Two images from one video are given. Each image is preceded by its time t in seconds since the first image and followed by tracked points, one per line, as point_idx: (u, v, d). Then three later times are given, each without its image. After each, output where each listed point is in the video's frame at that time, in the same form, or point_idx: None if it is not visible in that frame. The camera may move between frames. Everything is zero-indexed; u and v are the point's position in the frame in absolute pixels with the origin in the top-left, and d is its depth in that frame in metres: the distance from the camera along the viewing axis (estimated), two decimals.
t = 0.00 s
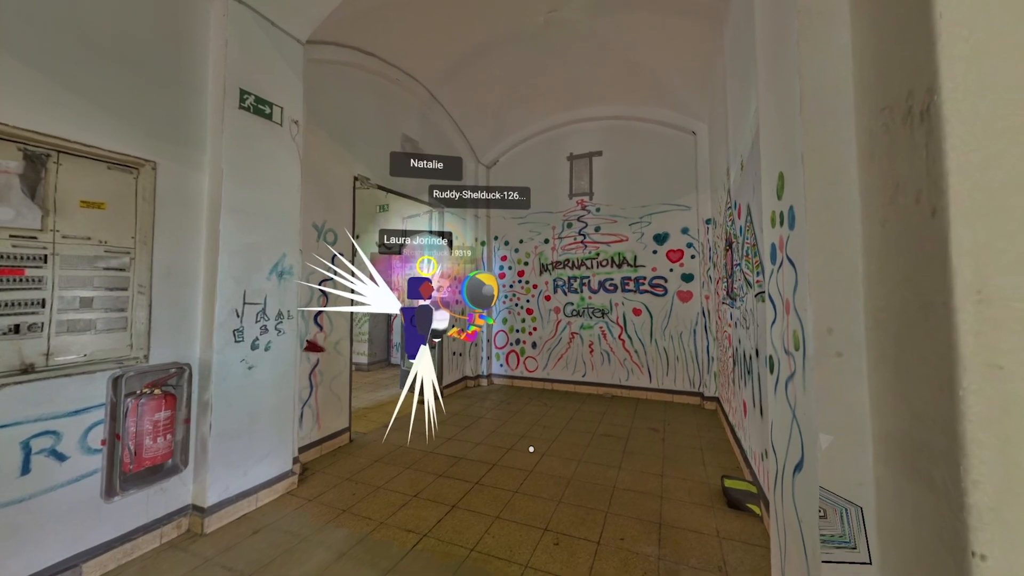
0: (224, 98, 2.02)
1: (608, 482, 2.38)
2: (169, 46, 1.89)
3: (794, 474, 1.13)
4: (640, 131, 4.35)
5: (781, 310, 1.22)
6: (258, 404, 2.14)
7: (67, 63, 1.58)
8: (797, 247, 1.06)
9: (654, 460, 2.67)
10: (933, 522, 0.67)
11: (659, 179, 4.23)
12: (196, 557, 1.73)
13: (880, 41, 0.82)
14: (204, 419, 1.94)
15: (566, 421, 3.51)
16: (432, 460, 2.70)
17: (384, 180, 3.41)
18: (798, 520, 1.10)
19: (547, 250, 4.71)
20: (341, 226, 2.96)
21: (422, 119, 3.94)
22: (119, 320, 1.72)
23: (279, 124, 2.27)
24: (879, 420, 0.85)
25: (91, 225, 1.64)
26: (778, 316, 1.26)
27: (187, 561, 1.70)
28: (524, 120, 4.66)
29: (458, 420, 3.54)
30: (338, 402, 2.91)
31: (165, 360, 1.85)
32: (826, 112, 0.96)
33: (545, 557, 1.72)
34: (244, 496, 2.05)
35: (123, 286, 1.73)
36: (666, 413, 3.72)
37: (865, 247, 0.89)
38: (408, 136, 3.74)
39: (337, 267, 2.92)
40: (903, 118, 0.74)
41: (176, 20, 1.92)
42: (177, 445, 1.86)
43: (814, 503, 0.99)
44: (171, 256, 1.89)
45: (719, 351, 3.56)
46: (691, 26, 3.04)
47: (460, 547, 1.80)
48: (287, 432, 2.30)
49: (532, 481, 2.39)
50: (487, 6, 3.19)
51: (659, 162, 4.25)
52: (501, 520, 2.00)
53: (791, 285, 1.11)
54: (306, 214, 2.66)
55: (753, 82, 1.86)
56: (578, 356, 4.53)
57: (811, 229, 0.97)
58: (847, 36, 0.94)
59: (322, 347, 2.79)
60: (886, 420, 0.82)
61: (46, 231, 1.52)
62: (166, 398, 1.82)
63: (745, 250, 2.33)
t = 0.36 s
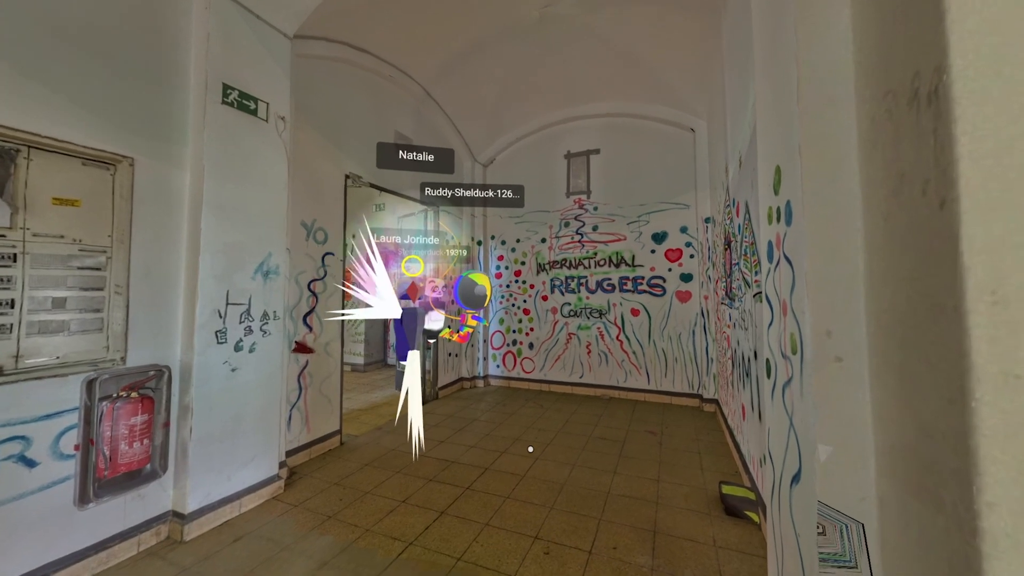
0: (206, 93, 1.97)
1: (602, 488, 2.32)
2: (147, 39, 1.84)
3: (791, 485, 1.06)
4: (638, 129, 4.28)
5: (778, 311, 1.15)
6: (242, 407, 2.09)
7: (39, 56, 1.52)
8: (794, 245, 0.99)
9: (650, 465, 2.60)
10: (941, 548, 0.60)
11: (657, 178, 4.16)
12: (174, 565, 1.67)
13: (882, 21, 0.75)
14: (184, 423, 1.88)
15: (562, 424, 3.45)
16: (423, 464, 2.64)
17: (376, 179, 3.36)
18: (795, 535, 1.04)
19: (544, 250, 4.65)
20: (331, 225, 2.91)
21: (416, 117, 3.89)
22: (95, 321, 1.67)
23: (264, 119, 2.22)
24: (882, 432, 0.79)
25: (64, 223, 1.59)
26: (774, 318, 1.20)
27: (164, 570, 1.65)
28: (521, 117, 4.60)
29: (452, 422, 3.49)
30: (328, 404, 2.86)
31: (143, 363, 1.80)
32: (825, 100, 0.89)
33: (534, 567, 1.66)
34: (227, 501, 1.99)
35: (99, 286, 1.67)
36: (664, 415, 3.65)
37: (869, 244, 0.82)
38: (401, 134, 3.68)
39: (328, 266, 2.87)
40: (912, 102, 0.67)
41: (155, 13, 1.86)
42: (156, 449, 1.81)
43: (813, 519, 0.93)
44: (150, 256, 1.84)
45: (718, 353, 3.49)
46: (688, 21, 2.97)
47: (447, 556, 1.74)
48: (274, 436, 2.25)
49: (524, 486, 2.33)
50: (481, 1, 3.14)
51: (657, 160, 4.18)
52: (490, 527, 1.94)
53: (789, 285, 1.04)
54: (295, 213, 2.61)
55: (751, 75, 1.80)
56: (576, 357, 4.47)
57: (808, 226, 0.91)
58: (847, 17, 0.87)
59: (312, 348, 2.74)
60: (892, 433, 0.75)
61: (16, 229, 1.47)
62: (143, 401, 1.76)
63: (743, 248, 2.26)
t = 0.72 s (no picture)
0: (184, 86, 1.90)
1: (594, 493, 2.26)
2: (122, 29, 1.78)
3: (786, 497, 1.00)
4: (634, 127, 4.22)
5: (773, 312, 1.09)
6: (222, 411, 2.02)
7: (4, 45, 1.46)
8: (789, 241, 0.93)
9: (645, 469, 2.54)
10: None
11: (654, 176, 4.10)
12: None
13: None
14: (160, 428, 1.82)
15: (556, 426, 3.38)
16: (412, 469, 2.57)
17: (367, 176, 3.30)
18: (790, 550, 0.98)
19: (539, 249, 4.59)
20: (320, 223, 2.85)
21: (409, 114, 3.83)
22: (65, 323, 1.60)
23: (247, 115, 2.15)
24: (883, 443, 0.73)
25: (32, 220, 1.53)
26: (768, 319, 1.14)
27: None
28: (516, 115, 4.53)
29: (444, 425, 3.43)
30: (316, 407, 2.80)
31: (117, 365, 1.74)
32: (821, 87, 0.83)
33: None
34: (206, 508, 1.93)
35: (69, 286, 1.61)
36: (660, 417, 3.59)
37: (870, 240, 0.76)
38: (394, 131, 3.62)
39: (316, 266, 2.80)
40: (917, 83, 0.61)
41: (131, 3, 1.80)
42: (130, 455, 1.74)
43: (809, 535, 0.87)
44: (124, 255, 1.78)
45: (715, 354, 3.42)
46: (685, 15, 2.91)
47: (431, 566, 1.67)
48: (256, 440, 2.19)
49: (514, 492, 2.26)
50: None
51: (654, 158, 4.12)
52: (478, 535, 1.87)
53: (783, 284, 0.98)
54: (281, 210, 2.54)
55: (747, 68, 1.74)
56: (571, 358, 4.41)
57: (804, 220, 0.85)
58: None
59: (299, 349, 2.67)
60: (895, 445, 0.69)
61: None
62: (115, 405, 1.70)
63: (740, 247, 2.20)
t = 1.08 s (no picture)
0: (165, 78, 1.82)
1: (593, 500, 2.18)
2: (100, 17, 1.70)
3: (799, 513, 0.93)
4: (633, 124, 4.16)
5: (783, 313, 1.02)
6: (207, 416, 1.95)
7: None
8: (804, 237, 0.86)
9: (645, 474, 2.47)
10: None
11: (653, 174, 4.04)
12: None
13: None
14: (139, 434, 1.74)
15: (554, 429, 3.31)
16: (405, 474, 2.50)
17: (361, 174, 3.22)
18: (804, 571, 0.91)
19: (537, 249, 4.51)
20: (311, 221, 2.77)
21: (404, 110, 3.75)
22: (38, 325, 1.51)
23: (233, 108, 2.08)
24: (914, 460, 0.66)
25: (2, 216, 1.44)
26: (778, 321, 1.07)
27: None
28: (513, 112, 4.46)
29: (440, 428, 3.35)
30: (307, 410, 2.72)
31: (93, 369, 1.65)
32: (842, 71, 0.77)
33: None
34: (189, 517, 1.85)
35: (41, 286, 1.52)
36: (660, 420, 3.53)
37: (898, 234, 0.70)
38: (388, 127, 3.55)
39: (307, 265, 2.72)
40: (969, 56, 0.54)
41: None
42: (105, 464, 1.66)
43: (827, 556, 0.80)
44: (101, 254, 1.69)
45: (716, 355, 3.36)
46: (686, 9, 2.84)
47: None
48: (242, 446, 2.11)
49: (510, 499, 2.19)
50: None
51: (654, 156, 4.05)
52: (472, 545, 1.80)
53: (796, 284, 0.91)
54: (270, 208, 2.47)
55: (751, 60, 1.68)
56: (570, 359, 4.34)
57: (821, 214, 0.79)
58: None
59: (289, 351, 2.59)
60: (932, 462, 0.62)
61: None
62: (89, 412, 1.61)
63: (743, 246, 2.13)
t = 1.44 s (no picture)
0: (141, 70, 1.76)
1: (586, 507, 2.12)
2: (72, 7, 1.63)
3: (797, 529, 0.87)
4: (630, 121, 4.09)
5: (781, 315, 0.95)
6: (186, 420, 1.88)
7: None
8: (802, 233, 0.79)
9: (640, 479, 2.41)
10: None
11: (651, 172, 3.97)
12: None
13: None
14: (113, 440, 1.67)
15: (549, 432, 3.25)
16: (394, 480, 2.43)
17: (352, 171, 3.16)
18: None
19: (533, 248, 4.45)
20: (299, 220, 2.70)
21: (397, 107, 3.69)
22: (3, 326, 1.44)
23: (215, 102, 2.02)
24: (927, 479, 0.60)
25: None
26: (775, 323, 1.00)
27: None
28: (509, 110, 4.40)
29: (432, 431, 3.29)
30: (295, 413, 2.66)
31: (64, 372, 1.59)
32: (844, 52, 0.70)
33: None
34: (166, 526, 1.79)
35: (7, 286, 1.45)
36: (657, 422, 3.46)
37: (907, 228, 0.63)
38: (380, 125, 3.48)
39: (294, 264, 2.66)
40: (992, 24, 0.47)
41: None
42: (75, 471, 1.58)
43: None
44: (73, 252, 1.63)
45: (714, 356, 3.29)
46: (683, 3, 2.78)
47: None
48: (224, 450, 2.04)
49: (501, 505, 2.13)
50: None
51: (651, 153, 3.99)
52: (459, 554, 1.74)
53: (794, 284, 0.85)
54: (255, 206, 2.40)
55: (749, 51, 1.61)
56: (566, 360, 4.27)
57: (821, 207, 0.72)
58: None
59: (276, 352, 2.53)
60: (946, 484, 0.55)
61: None
62: (58, 417, 1.53)
63: (741, 245, 2.07)
